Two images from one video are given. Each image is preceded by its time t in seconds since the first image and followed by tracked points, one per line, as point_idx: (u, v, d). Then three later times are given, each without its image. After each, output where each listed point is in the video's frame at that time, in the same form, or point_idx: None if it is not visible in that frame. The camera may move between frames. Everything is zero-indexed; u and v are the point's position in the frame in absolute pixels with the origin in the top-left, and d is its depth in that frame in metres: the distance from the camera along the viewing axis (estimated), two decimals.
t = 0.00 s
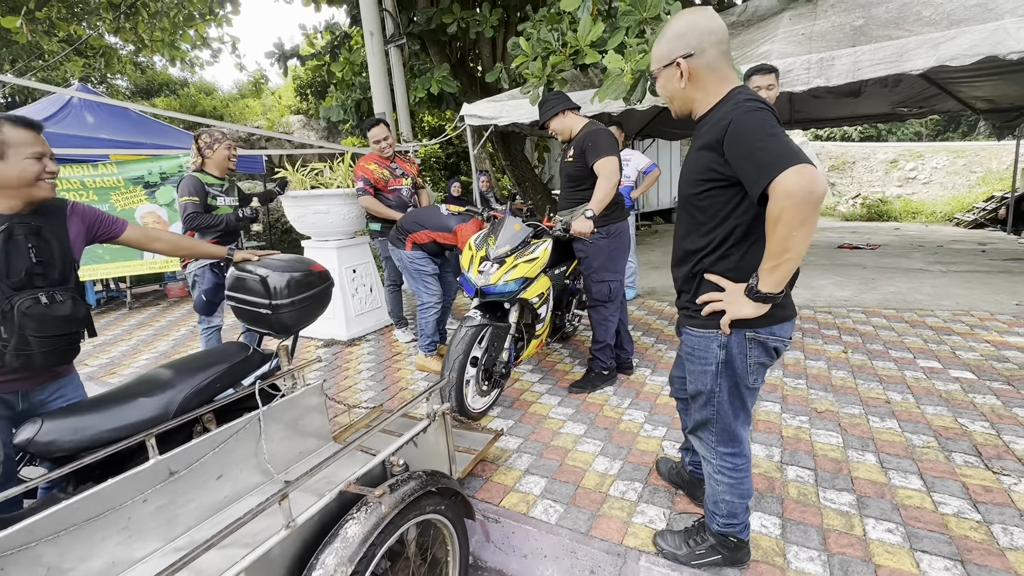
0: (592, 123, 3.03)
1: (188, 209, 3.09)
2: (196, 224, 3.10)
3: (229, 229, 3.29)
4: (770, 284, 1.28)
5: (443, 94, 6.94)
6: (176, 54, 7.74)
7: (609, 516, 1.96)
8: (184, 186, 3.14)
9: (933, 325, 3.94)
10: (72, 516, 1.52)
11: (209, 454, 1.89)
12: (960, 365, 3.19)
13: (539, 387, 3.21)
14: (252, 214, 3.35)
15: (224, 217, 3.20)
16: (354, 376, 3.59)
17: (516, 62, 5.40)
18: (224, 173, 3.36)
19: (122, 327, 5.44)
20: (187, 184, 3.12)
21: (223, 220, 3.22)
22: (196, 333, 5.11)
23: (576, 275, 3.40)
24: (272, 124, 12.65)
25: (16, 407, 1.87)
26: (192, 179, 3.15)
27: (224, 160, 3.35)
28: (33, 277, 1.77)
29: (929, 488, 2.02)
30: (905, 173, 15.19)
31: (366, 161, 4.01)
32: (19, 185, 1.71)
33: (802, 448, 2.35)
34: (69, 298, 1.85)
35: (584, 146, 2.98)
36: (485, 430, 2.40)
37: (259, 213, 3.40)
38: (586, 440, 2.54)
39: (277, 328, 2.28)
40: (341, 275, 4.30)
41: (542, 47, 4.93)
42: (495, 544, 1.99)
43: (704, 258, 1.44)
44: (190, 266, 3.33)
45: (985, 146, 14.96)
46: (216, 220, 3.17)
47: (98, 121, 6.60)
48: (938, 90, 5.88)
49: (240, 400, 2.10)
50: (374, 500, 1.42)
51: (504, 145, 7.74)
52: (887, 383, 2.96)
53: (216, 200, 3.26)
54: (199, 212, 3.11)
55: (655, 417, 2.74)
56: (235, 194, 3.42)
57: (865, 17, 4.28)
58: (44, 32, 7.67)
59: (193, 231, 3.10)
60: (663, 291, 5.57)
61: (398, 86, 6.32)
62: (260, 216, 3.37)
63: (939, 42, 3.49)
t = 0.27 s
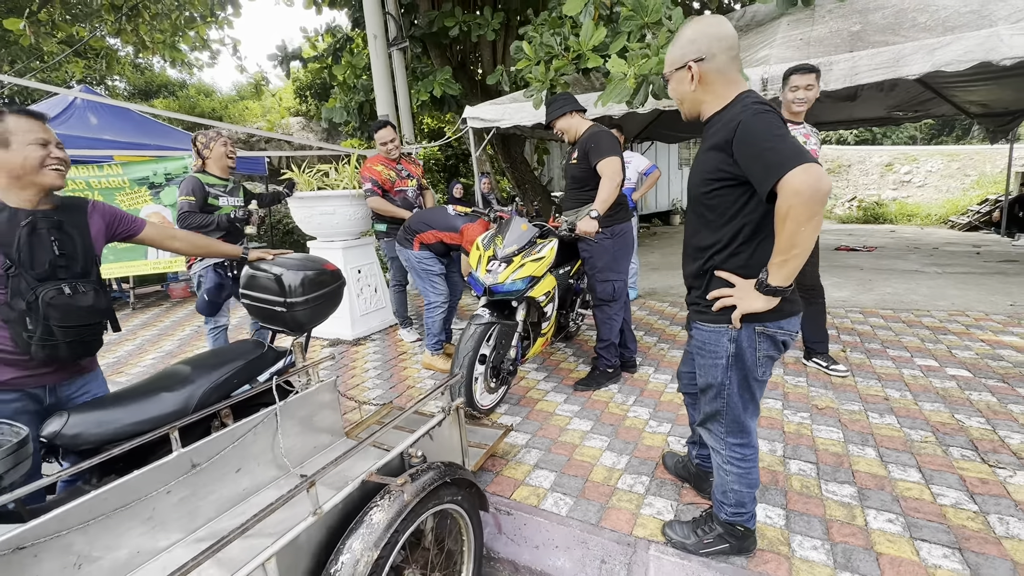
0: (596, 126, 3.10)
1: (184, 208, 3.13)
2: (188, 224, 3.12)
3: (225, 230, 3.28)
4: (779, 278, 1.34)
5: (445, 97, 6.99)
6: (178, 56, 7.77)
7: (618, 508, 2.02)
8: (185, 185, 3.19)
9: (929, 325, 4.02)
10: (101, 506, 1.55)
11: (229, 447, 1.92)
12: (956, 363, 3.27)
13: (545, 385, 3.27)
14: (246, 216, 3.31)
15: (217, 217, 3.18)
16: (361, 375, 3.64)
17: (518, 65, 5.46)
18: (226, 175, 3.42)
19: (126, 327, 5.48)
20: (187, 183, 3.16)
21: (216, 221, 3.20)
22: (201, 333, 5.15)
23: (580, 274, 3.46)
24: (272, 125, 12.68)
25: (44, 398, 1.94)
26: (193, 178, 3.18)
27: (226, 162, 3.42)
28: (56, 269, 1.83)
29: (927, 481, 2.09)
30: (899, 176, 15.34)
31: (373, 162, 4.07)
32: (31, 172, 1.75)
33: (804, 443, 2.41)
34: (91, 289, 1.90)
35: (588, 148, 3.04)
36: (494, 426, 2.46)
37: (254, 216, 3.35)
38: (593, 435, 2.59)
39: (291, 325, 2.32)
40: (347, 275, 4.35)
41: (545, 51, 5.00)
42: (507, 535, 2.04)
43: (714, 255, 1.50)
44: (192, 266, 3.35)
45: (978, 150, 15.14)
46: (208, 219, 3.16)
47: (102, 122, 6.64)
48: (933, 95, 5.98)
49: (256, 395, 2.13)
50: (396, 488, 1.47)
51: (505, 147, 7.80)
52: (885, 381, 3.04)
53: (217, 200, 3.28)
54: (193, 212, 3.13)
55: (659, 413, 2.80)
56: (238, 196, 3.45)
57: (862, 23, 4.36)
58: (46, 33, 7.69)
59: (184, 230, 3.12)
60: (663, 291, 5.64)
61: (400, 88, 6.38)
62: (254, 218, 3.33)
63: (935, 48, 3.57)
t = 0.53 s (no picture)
0: (596, 130, 3.12)
1: (192, 212, 3.14)
2: (197, 227, 3.14)
3: (232, 231, 3.30)
4: (766, 281, 1.38)
5: (444, 100, 7.02)
6: (176, 58, 7.76)
7: (622, 507, 2.05)
8: (190, 189, 3.19)
9: (925, 327, 4.07)
10: (111, 505, 1.54)
11: (238, 448, 1.91)
12: (952, 364, 3.31)
13: (547, 387, 3.30)
14: (252, 216, 3.32)
15: (225, 219, 3.20)
16: (364, 376, 3.65)
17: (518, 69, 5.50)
18: (228, 177, 3.44)
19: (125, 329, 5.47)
20: (192, 187, 3.17)
21: (225, 223, 3.22)
22: (201, 335, 5.15)
23: (582, 277, 3.50)
24: (270, 128, 12.68)
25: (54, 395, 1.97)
26: (198, 181, 3.19)
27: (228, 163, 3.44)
28: (63, 263, 1.84)
29: (925, 480, 2.13)
30: (894, 179, 15.47)
31: (374, 165, 4.10)
32: (61, 180, 1.82)
33: (805, 443, 2.45)
34: (98, 284, 1.90)
35: (588, 151, 3.08)
36: (499, 428, 2.48)
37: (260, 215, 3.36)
38: (596, 436, 2.62)
39: (297, 327, 2.34)
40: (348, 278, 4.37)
41: (545, 55, 5.03)
42: (513, 535, 2.06)
43: (713, 259, 1.55)
44: (196, 270, 3.35)
45: (971, 153, 15.31)
46: (217, 222, 3.18)
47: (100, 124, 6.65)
48: (927, 100, 6.05)
49: (263, 397, 2.14)
50: (407, 487, 1.50)
51: (503, 150, 7.84)
52: (882, 381, 3.08)
53: (221, 203, 3.31)
54: (201, 215, 3.14)
55: (661, 414, 2.84)
56: (242, 197, 3.46)
57: (858, 29, 4.43)
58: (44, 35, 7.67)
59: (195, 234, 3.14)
60: (662, 294, 5.68)
61: (400, 92, 6.40)
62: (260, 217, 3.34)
63: (929, 54, 3.63)
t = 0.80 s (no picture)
0: (594, 134, 3.13)
1: (192, 214, 3.12)
2: (200, 228, 3.14)
3: (234, 230, 3.32)
4: (733, 286, 1.57)
5: (442, 102, 7.02)
6: (172, 60, 7.73)
7: (622, 511, 2.05)
8: (185, 192, 3.16)
9: (919, 330, 4.10)
10: (110, 508, 1.52)
11: (237, 451, 1.89)
12: (946, 367, 3.34)
13: (545, 390, 3.30)
14: (253, 213, 3.35)
15: (226, 219, 3.20)
16: (362, 380, 3.64)
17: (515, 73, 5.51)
18: (219, 177, 3.42)
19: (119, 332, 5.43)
20: (187, 188, 3.15)
21: (225, 223, 3.23)
22: (196, 338, 5.11)
23: (580, 281, 3.51)
24: (266, 130, 12.65)
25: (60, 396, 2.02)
26: (192, 182, 3.17)
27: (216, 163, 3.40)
28: (87, 273, 1.89)
29: (923, 482, 2.14)
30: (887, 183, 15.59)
31: (373, 168, 4.11)
32: (90, 195, 1.90)
33: (803, 446, 2.46)
34: (118, 296, 1.96)
35: (586, 154, 3.09)
36: (498, 431, 2.48)
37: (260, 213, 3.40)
38: (595, 439, 2.62)
39: (298, 331, 2.34)
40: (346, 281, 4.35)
41: (543, 59, 5.05)
42: (513, 539, 2.06)
43: (706, 262, 1.75)
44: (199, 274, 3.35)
45: (963, 158, 15.46)
46: (218, 222, 3.18)
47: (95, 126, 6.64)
48: (921, 104, 6.10)
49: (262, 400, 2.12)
50: (409, 490, 1.50)
51: (500, 153, 7.85)
52: (879, 384, 3.10)
53: (218, 201, 3.29)
54: (202, 216, 3.14)
55: (659, 418, 2.84)
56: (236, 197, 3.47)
57: (852, 35, 4.47)
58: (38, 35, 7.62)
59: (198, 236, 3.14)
60: (659, 297, 5.70)
61: (398, 95, 6.41)
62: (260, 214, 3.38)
63: (923, 60, 3.66)
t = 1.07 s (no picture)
0: (588, 137, 3.11)
1: (185, 219, 3.09)
2: (196, 230, 3.12)
3: (228, 230, 3.32)
4: (713, 287, 1.63)
5: (438, 106, 7.01)
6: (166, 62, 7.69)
7: (619, 519, 2.03)
8: (172, 199, 3.11)
9: (914, 334, 4.11)
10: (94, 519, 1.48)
11: (226, 460, 1.85)
12: (942, 372, 3.34)
13: (541, 395, 3.28)
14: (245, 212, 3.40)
15: (220, 219, 3.20)
16: (356, 385, 3.60)
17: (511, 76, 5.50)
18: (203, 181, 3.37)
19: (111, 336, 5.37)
20: (173, 196, 3.10)
21: (220, 222, 3.23)
22: (189, 343, 5.07)
23: (576, 285, 3.49)
24: (262, 133, 12.60)
25: (74, 388, 2.13)
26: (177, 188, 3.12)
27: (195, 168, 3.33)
28: (102, 270, 2.04)
29: (920, 489, 2.13)
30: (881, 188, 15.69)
31: (370, 171, 4.12)
32: (103, 196, 2.04)
33: (800, 452, 2.44)
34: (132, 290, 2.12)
35: (580, 158, 3.07)
36: (493, 438, 2.45)
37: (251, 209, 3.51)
38: (591, 446, 2.60)
39: (289, 337, 2.30)
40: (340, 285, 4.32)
41: (539, 62, 5.04)
42: (508, 548, 2.03)
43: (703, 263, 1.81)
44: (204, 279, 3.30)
45: (956, 163, 15.59)
46: (213, 223, 3.18)
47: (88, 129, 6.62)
48: (914, 110, 6.12)
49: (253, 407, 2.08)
50: (401, 501, 1.47)
51: (496, 157, 7.83)
52: (875, 390, 3.09)
53: (206, 204, 3.23)
54: (195, 218, 3.11)
55: (656, 423, 2.83)
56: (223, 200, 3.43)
57: (846, 40, 4.50)
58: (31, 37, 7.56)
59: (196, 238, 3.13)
60: (655, 301, 5.69)
61: (393, 98, 6.39)
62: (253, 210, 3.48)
63: (918, 65, 3.67)
